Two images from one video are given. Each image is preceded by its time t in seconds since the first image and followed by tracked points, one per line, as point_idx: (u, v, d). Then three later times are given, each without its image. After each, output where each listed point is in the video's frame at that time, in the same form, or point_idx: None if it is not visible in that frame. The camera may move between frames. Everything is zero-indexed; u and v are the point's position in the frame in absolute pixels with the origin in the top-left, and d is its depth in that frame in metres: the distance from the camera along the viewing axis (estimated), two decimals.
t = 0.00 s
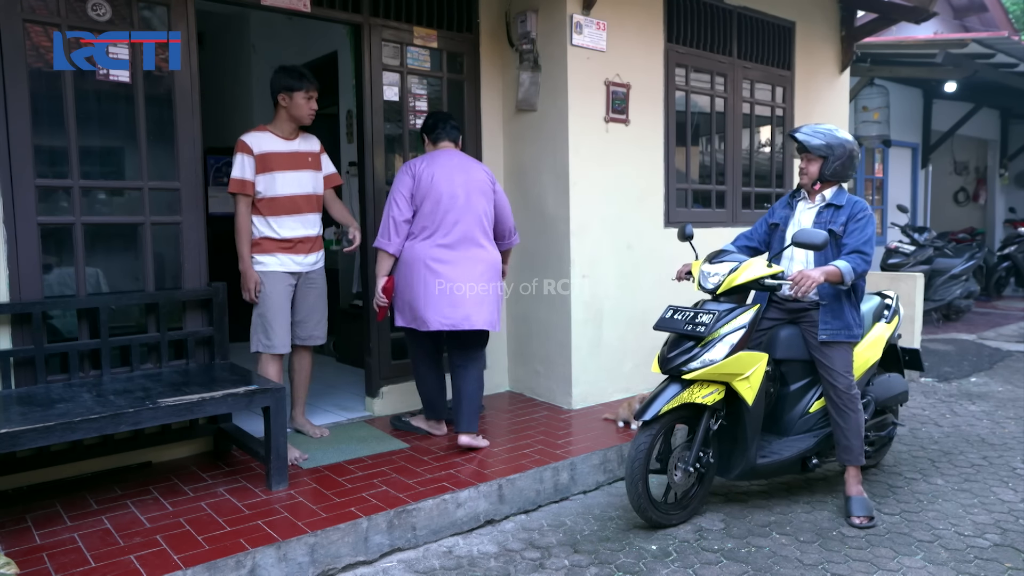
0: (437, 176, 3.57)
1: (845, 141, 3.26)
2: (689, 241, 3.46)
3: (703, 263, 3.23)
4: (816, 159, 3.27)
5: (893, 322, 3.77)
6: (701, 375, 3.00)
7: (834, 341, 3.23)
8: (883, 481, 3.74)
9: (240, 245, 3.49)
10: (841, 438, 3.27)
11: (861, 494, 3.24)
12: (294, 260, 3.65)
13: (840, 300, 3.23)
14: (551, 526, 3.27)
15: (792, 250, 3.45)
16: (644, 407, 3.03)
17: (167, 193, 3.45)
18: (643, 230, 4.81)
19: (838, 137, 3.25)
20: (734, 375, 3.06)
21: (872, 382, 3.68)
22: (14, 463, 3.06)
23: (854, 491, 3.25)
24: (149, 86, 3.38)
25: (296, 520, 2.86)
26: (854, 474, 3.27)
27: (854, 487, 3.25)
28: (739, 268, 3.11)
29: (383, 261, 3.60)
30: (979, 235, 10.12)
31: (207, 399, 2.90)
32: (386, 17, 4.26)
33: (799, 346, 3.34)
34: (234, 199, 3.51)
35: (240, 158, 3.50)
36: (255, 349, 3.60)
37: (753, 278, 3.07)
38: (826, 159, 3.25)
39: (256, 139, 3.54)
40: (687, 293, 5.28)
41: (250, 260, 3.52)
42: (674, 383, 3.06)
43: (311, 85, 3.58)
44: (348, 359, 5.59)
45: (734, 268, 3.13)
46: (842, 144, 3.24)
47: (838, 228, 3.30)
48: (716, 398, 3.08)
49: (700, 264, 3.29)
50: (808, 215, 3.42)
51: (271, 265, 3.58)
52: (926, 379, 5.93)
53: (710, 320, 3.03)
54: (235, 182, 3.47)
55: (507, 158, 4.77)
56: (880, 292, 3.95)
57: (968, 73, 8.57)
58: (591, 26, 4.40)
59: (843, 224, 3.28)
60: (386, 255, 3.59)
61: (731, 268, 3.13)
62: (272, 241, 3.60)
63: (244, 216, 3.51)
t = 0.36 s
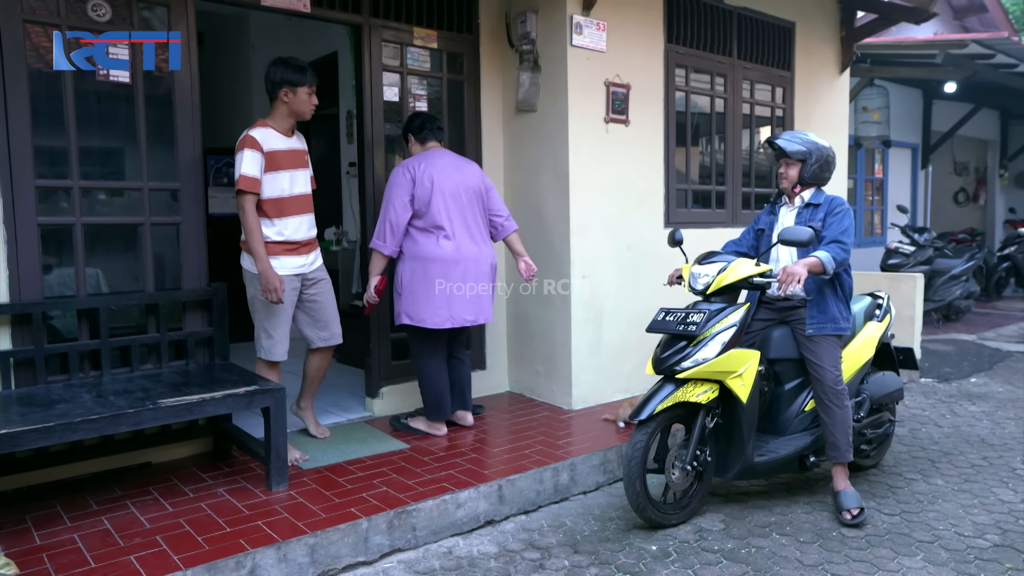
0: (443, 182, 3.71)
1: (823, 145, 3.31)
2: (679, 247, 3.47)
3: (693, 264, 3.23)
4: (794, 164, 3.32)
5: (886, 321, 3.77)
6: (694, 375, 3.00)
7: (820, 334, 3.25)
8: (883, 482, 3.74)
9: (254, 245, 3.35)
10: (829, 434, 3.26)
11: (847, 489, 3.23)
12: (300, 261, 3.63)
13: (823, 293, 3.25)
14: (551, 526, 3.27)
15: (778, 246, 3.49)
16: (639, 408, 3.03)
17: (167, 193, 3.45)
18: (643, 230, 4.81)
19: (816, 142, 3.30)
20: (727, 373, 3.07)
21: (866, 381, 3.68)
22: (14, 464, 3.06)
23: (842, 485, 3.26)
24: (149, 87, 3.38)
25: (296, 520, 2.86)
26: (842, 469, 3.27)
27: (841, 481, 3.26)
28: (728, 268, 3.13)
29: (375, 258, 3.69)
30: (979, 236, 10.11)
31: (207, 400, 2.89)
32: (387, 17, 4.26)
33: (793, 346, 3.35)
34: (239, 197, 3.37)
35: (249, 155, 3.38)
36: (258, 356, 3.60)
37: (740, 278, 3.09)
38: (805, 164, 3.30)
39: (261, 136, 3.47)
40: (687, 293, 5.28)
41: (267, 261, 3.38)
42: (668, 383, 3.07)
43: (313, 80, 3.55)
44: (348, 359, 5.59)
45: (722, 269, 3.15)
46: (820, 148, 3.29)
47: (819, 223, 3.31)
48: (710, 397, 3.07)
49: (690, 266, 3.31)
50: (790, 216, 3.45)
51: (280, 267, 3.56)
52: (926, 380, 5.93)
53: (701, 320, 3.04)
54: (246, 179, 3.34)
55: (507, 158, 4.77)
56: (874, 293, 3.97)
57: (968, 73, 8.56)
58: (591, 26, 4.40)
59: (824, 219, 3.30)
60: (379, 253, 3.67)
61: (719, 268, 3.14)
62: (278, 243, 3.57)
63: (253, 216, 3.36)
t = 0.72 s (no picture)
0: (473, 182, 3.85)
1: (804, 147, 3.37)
2: (674, 251, 3.47)
3: (684, 265, 3.24)
4: (777, 166, 3.36)
5: (880, 320, 3.77)
6: (688, 373, 3.01)
7: (813, 325, 3.26)
8: (883, 483, 3.74)
9: (271, 249, 3.37)
10: (816, 411, 3.25)
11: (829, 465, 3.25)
12: (310, 265, 3.62)
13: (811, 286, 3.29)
14: (551, 528, 3.27)
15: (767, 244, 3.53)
16: (633, 406, 3.05)
17: (167, 195, 3.45)
18: (643, 232, 4.81)
19: (797, 143, 3.35)
20: (722, 370, 3.07)
21: (863, 381, 3.68)
22: (14, 465, 3.06)
23: (825, 459, 3.28)
24: (149, 88, 3.38)
25: (296, 522, 2.86)
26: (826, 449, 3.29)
27: (824, 457, 3.29)
28: (717, 268, 3.13)
29: (440, 251, 3.60)
30: (979, 237, 10.11)
31: (207, 401, 2.89)
32: (387, 19, 4.26)
33: (788, 346, 3.36)
34: (256, 200, 3.38)
35: (263, 158, 3.40)
36: (263, 357, 3.56)
37: (731, 275, 3.09)
38: (788, 165, 3.33)
39: (274, 139, 3.48)
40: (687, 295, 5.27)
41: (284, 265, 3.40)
42: (662, 381, 3.08)
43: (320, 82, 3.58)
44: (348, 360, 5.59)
45: (712, 269, 3.15)
46: (802, 150, 3.34)
47: (803, 221, 3.35)
48: (704, 393, 3.06)
49: (682, 268, 3.31)
50: (777, 216, 3.48)
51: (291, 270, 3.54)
52: (926, 381, 5.93)
53: (695, 319, 3.05)
54: (263, 183, 3.35)
55: (507, 160, 4.77)
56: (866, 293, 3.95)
57: (968, 75, 8.57)
58: (591, 28, 4.41)
59: (807, 216, 3.34)
60: (445, 244, 3.60)
61: (709, 268, 3.15)
62: (290, 246, 3.54)
63: (271, 219, 3.39)
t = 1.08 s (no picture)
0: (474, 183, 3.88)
1: (803, 148, 3.37)
2: (678, 250, 3.47)
3: (689, 265, 3.24)
4: (777, 169, 3.35)
5: (885, 322, 3.76)
6: (692, 374, 3.01)
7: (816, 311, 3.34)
8: (883, 483, 3.74)
9: (282, 248, 3.39)
10: (794, 379, 3.23)
11: (788, 437, 3.21)
12: (323, 264, 3.61)
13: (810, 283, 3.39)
14: (552, 528, 3.27)
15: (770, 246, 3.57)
16: (636, 406, 3.04)
17: (167, 195, 3.45)
18: (643, 232, 4.81)
19: (795, 145, 3.35)
20: (726, 372, 3.07)
21: (866, 382, 3.68)
22: (14, 466, 3.06)
23: (786, 431, 3.23)
24: (149, 89, 3.38)
25: (296, 522, 2.86)
26: (790, 417, 3.22)
27: (785, 427, 3.24)
28: (723, 268, 3.13)
29: (449, 257, 3.59)
30: (979, 237, 10.11)
31: (206, 402, 2.89)
32: (387, 19, 4.26)
33: (790, 345, 3.36)
34: (264, 200, 3.41)
35: (268, 158, 3.41)
36: (274, 355, 3.54)
37: (737, 276, 3.09)
38: (787, 168, 3.33)
39: (280, 139, 3.48)
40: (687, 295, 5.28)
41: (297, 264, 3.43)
42: (666, 381, 3.08)
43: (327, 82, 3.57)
44: (348, 360, 5.59)
45: (718, 268, 3.15)
46: (800, 151, 3.34)
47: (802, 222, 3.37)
48: (707, 395, 3.06)
49: (686, 268, 3.31)
50: (779, 218, 3.50)
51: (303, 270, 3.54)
52: (926, 382, 5.93)
53: (699, 319, 3.05)
54: (268, 184, 3.38)
55: (507, 160, 4.77)
56: (873, 295, 3.98)
57: (968, 75, 8.56)
58: (591, 28, 4.42)
59: (807, 217, 3.35)
60: (454, 250, 3.59)
61: (714, 268, 3.14)
62: (301, 244, 3.55)
63: (279, 218, 3.41)
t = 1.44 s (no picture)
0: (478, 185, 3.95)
1: (819, 150, 3.35)
2: (678, 250, 3.46)
3: (688, 267, 3.24)
4: (789, 169, 3.35)
5: (884, 323, 3.76)
6: (692, 375, 3.01)
7: (818, 321, 3.33)
8: (883, 484, 3.74)
9: (290, 246, 3.42)
10: (792, 386, 3.25)
11: (782, 443, 3.22)
12: (330, 262, 3.61)
13: (813, 290, 3.39)
14: (551, 529, 3.27)
15: (775, 249, 3.58)
16: (635, 408, 3.04)
17: (168, 195, 3.44)
18: (643, 232, 4.82)
19: (810, 146, 3.33)
20: (725, 373, 3.06)
21: (866, 383, 3.67)
22: (13, 466, 3.06)
23: (779, 437, 3.25)
24: (149, 89, 3.38)
25: (296, 522, 2.86)
26: (784, 423, 3.24)
27: (778, 432, 3.25)
28: (723, 269, 3.13)
29: (467, 262, 3.61)
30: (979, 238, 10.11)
31: (206, 402, 2.89)
32: (386, 19, 4.26)
33: (790, 346, 3.36)
34: (274, 201, 3.43)
35: (277, 161, 3.43)
36: (282, 352, 3.53)
37: (735, 278, 3.09)
38: (801, 169, 3.33)
39: (290, 141, 3.50)
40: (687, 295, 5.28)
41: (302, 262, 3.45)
42: (665, 383, 3.08)
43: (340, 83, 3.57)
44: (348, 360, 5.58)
45: (717, 269, 3.15)
46: (815, 152, 3.32)
47: (810, 227, 3.37)
48: (707, 396, 3.06)
49: (686, 268, 3.31)
50: (787, 221, 3.50)
51: (309, 267, 3.54)
52: (926, 382, 5.93)
53: (699, 321, 3.05)
54: (278, 184, 3.40)
55: (507, 160, 4.77)
56: (873, 295, 3.97)
57: (968, 75, 8.56)
58: (591, 28, 4.42)
59: (815, 223, 3.36)
60: (472, 255, 3.61)
61: (714, 269, 3.14)
62: (309, 244, 3.56)
63: (288, 219, 3.42)
